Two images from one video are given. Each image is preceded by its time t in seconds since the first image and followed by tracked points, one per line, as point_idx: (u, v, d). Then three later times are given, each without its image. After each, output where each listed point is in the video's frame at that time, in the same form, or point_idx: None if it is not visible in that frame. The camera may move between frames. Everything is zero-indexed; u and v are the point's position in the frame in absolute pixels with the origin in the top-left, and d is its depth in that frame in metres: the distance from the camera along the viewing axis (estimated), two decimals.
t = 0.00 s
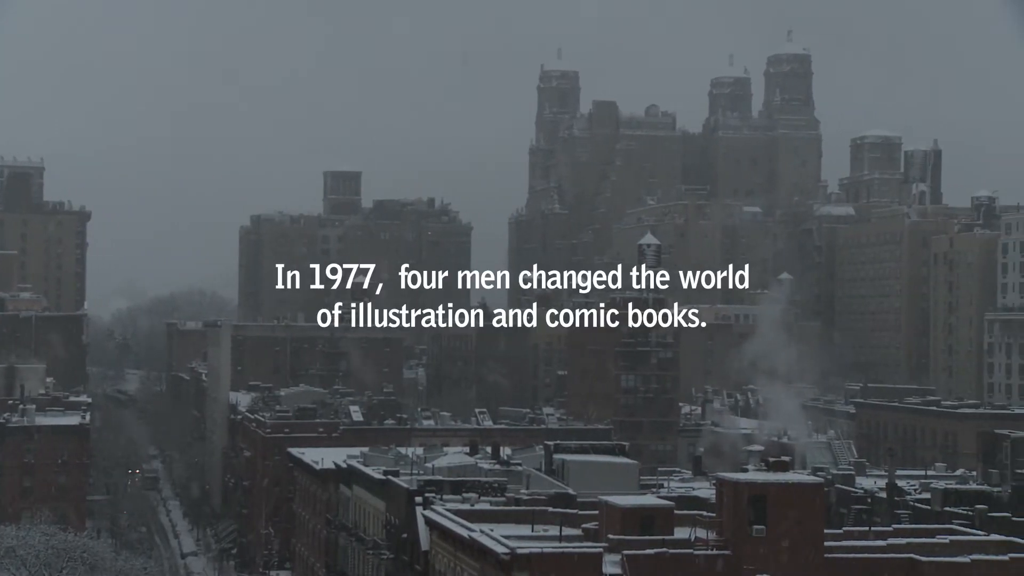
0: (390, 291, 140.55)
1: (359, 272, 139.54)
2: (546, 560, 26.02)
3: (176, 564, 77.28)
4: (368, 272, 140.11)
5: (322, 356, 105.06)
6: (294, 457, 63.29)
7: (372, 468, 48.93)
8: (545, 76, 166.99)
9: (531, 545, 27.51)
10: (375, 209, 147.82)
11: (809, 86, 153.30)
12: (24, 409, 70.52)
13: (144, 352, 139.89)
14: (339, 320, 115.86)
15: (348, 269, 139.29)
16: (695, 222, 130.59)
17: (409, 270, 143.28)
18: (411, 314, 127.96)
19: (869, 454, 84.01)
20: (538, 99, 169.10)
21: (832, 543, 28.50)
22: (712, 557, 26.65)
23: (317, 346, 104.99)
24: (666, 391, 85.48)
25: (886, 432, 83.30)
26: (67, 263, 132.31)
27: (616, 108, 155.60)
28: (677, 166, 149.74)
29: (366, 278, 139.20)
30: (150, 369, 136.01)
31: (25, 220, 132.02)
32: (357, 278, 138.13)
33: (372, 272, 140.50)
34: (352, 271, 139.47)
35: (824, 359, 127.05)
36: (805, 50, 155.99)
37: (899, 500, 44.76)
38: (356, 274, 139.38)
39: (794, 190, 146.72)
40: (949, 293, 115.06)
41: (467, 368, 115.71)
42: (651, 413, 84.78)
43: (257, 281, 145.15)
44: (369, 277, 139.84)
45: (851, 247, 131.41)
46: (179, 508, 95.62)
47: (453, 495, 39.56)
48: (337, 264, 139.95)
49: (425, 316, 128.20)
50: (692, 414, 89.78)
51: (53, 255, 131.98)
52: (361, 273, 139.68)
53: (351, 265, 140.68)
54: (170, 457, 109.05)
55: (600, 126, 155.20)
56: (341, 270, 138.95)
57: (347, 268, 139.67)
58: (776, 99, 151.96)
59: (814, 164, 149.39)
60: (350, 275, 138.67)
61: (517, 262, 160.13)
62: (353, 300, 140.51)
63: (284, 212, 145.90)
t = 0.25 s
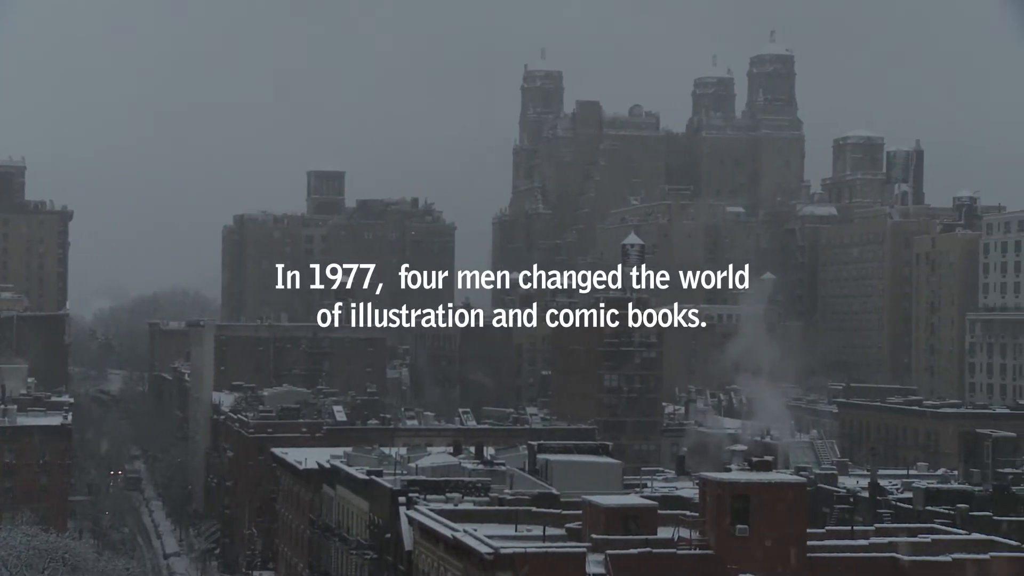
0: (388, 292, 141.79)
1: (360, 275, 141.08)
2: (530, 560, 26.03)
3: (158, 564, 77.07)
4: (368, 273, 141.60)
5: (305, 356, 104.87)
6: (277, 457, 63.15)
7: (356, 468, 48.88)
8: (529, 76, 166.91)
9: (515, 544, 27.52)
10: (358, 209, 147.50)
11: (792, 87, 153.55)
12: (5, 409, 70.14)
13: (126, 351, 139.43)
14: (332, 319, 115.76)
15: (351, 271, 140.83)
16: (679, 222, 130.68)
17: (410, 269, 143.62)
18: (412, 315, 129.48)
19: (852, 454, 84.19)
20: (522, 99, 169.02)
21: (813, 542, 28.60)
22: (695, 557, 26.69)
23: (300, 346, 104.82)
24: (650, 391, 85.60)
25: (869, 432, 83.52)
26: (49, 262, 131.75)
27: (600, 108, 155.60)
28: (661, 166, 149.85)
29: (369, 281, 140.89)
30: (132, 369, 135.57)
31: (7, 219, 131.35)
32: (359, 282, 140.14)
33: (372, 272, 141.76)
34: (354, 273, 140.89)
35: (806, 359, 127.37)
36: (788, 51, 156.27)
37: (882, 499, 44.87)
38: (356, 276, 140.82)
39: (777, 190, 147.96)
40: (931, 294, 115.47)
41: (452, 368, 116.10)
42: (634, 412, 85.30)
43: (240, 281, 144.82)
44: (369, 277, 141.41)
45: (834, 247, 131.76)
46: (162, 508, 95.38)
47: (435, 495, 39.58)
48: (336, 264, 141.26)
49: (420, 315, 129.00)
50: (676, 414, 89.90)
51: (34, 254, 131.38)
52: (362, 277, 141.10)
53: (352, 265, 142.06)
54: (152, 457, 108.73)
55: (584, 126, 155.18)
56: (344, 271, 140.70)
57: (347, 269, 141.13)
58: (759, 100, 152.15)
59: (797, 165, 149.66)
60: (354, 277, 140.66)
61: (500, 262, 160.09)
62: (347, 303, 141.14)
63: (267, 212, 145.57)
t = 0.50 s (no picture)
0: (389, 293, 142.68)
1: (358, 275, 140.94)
2: (513, 560, 26.05)
3: (139, 565, 76.83)
4: (368, 273, 141.74)
5: (287, 356, 104.68)
6: (259, 457, 63.00)
7: (338, 468, 48.83)
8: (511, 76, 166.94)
9: (498, 544, 27.54)
10: (340, 208, 147.22)
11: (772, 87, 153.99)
12: None
13: (107, 352, 138.93)
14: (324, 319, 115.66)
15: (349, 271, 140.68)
16: (661, 222, 130.84)
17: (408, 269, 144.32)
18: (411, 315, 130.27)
19: (833, 453, 84.41)
20: (504, 99, 169.09)
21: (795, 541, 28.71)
22: (678, 556, 26.75)
23: (282, 346, 104.59)
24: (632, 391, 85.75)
25: (850, 432, 83.80)
26: (29, 262, 131.13)
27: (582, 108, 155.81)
28: (643, 166, 150.11)
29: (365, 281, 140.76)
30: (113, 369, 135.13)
31: None
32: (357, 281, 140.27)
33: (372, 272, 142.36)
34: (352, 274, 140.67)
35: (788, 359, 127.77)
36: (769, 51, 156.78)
37: (862, 499, 45.02)
38: (355, 276, 140.78)
39: (758, 191, 147.84)
40: (911, 293, 115.91)
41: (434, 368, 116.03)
42: (616, 412, 85.21)
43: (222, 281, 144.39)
44: (368, 277, 141.51)
45: (815, 247, 132.22)
46: (143, 509, 95.14)
47: (417, 495, 39.55)
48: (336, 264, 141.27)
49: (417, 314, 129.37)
50: (657, 414, 90.07)
51: (14, 254, 130.79)
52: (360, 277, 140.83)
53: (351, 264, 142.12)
54: (133, 457, 108.38)
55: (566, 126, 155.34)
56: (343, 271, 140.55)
57: (346, 269, 140.95)
58: (740, 100, 152.58)
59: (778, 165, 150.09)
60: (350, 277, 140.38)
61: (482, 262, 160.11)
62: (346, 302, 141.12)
63: (249, 211, 145.28)
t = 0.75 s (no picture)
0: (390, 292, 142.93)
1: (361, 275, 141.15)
2: (494, 560, 26.04)
3: (120, 565, 76.62)
4: (369, 273, 142.05)
5: (269, 356, 104.48)
6: (241, 457, 62.85)
7: (321, 468, 48.80)
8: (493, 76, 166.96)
9: (480, 544, 27.54)
10: (323, 207, 147.05)
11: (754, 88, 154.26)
12: None
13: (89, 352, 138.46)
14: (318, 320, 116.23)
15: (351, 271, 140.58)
16: (644, 222, 130.93)
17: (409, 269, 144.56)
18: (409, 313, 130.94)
19: (815, 453, 84.60)
20: (487, 98, 169.08)
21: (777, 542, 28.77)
22: (660, 555, 26.78)
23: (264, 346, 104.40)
24: (615, 390, 85.86)
25: (832, 431, 84.01)
26: (10, 262, 130.59)
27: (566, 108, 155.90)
28: (626, 165, 150.28)
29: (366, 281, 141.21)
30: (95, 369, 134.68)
31: None
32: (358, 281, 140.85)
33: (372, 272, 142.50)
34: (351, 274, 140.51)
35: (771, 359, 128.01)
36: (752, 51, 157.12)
37: (844, 498, 45.12)
38: (355, 276, 140.82)
39: (741, 191, 148.08)
40: (893, 293, 116.28)
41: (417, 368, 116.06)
42: (598, 412, 85.19)
43: (204, 281, 143.99)
44: (369, 277, 141.63)
45: (797, 247, 132.57)
46: (124, 510, 94.88)
47: (401, 495, 39.51)
48: (335, 264, 141.29)
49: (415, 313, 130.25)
50: (640, 413, 90.18)
51: None
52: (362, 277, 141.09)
53: (351, 264, 142.26)
54: (115, 458, 108.08)
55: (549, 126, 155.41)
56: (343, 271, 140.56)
57: (347, 269, 140.78)
58: (723, 101, 152.91)
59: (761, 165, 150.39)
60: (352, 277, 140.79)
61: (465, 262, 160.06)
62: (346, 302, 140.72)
63: (231, 211, 144.96)
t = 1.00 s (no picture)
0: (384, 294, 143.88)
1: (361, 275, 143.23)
2: (477, 559, 26.02)
3: (101, 565, 76.37)
4: (368, 273, 143.77)
5: (252, 356, 104.28)
6: (224, 457, 62.69)
7: (303, 468, 48.71)
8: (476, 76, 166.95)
9: (463, 543, 27.51)
10: (305, 207, 146.81)
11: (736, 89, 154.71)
12: None
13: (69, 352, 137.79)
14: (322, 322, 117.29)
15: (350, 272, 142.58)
16: (628, 222, 131.09)
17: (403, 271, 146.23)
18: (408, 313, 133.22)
19: (797, 452, 84.89)
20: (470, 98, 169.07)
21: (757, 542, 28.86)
22: (643, 554, 26.81)
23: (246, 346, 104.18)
24: (598, 390, 86.03)
25: (814, 431, 84.30)
26: None
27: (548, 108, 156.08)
28: (608, 166, 150.54)
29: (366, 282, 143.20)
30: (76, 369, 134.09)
31: None
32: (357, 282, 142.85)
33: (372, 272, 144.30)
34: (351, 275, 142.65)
35: (752, 359, 128.47)
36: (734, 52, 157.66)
37: (826, 497, 45.27)
38: (356, 276, 142.82)
39: (723, 192, 148.53)
40: (874, 294, 116.78)
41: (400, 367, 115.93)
42: (581, 412, 85.38)
43: (186, 280, 143.48)
44: (369, 277, 143.64)
45: (778, 248, 133.03)
46: (105, 510, 94.57)
47: (383, 495, 39.48)
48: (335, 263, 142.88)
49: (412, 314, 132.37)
50: (623, 413, 90.38)
51: None
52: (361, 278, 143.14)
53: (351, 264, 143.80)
54: (96, 458, 107.66)
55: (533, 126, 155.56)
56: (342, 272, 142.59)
57: (347, 269, 142.94)
58: (705, 101, 153.38)
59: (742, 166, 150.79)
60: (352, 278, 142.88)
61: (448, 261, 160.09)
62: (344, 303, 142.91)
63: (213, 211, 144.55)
